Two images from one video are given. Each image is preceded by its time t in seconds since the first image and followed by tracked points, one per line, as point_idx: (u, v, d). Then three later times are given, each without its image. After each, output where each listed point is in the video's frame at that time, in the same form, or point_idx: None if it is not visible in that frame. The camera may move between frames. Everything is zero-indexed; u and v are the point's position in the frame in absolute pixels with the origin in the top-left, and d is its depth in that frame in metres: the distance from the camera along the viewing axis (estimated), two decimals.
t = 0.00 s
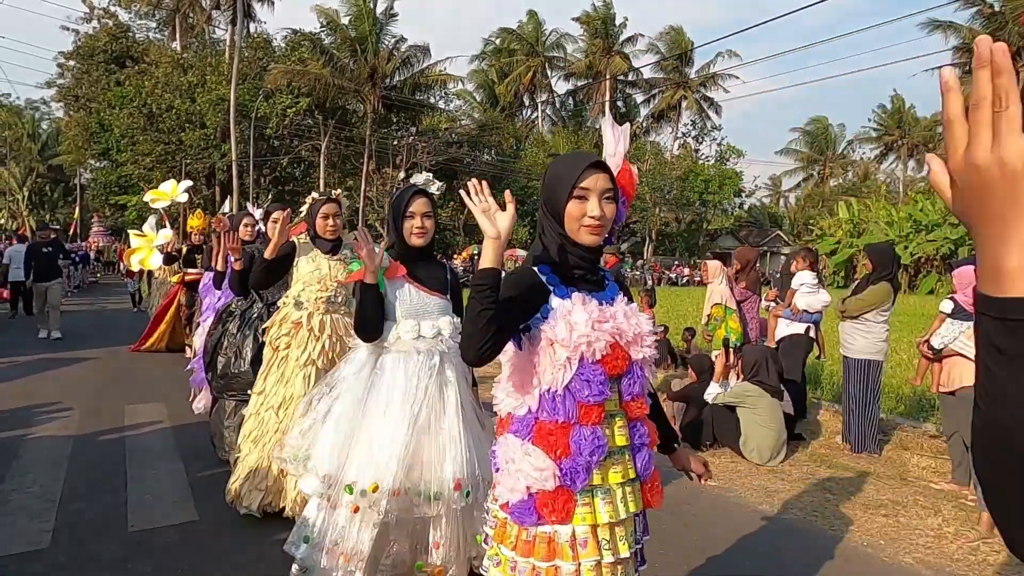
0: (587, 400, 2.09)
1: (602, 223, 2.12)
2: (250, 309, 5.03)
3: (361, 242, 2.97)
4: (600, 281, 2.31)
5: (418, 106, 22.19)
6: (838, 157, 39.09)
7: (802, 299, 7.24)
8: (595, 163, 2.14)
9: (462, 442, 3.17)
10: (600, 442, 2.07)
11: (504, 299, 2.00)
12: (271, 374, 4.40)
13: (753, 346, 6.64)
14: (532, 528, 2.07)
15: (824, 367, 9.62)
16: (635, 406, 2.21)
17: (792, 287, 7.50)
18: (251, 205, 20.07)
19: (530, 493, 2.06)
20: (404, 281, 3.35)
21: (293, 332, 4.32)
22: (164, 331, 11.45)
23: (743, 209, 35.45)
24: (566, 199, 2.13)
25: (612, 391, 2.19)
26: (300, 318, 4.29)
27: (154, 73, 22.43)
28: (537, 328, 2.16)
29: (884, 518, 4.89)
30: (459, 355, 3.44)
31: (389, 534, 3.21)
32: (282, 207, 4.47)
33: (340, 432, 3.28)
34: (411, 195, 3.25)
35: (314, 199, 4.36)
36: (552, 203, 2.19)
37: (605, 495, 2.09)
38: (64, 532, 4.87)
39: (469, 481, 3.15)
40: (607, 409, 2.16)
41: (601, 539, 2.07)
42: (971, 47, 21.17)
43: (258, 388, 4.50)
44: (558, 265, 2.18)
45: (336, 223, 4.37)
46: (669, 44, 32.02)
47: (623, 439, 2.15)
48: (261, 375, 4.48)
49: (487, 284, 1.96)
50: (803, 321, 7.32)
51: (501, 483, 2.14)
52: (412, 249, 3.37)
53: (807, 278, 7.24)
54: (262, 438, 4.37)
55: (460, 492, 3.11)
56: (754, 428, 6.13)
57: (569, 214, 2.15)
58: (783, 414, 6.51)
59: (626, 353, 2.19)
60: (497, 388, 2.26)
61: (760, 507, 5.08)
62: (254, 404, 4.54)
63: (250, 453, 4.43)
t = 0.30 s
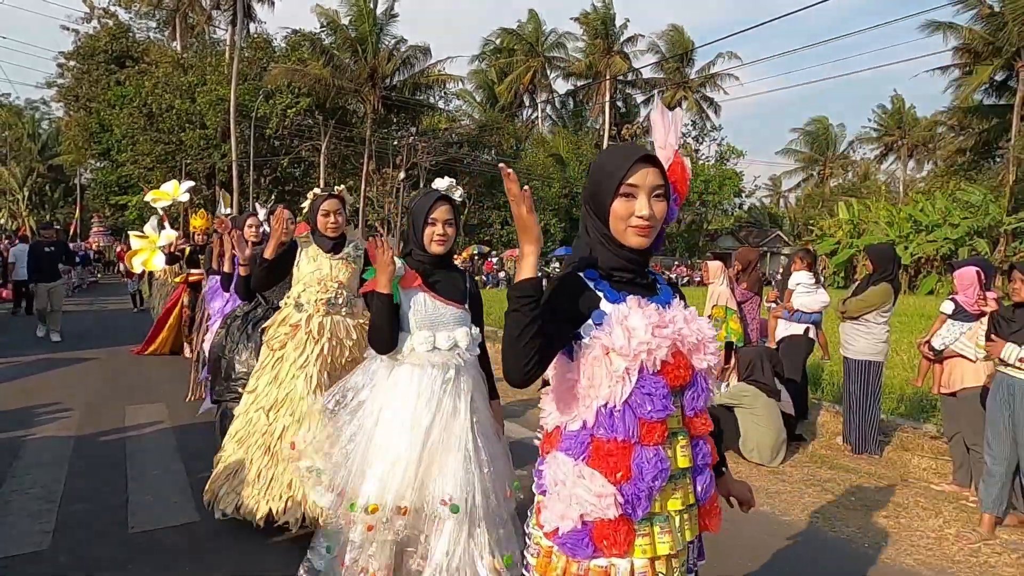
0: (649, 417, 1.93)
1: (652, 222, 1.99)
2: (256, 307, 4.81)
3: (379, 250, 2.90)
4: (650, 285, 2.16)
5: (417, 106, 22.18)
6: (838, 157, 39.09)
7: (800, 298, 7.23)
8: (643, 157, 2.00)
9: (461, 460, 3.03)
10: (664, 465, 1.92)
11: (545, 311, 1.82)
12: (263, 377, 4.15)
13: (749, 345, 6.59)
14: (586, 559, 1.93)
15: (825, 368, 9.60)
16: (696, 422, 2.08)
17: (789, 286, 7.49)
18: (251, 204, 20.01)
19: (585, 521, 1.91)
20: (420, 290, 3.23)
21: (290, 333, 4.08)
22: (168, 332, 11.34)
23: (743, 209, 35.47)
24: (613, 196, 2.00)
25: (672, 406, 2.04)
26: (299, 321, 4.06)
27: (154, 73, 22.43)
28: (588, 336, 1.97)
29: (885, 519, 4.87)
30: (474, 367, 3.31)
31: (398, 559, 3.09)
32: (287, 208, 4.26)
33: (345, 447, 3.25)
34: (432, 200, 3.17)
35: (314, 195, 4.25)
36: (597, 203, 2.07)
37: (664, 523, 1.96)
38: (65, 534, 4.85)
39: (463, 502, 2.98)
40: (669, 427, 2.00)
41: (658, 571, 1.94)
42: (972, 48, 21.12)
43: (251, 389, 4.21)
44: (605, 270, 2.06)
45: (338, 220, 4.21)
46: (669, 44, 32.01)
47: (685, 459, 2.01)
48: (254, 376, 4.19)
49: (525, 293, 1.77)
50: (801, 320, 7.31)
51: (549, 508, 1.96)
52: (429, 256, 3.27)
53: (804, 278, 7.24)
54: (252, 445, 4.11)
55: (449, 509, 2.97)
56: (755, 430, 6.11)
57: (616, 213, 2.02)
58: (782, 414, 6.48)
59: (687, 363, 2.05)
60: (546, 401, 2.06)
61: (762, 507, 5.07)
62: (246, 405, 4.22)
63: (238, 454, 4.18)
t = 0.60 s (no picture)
0: (683, 427, 1.78)
1: (698, 221, 1.82)
2: (257, 311, 4.63)
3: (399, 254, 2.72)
4: (687, 287, 2.02)
5: (418, 106, 22.19)
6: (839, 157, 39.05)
7: (798, 298, 7.21)
8: (688, 152, 1.82)
9: (482, 477, 2.89)
10: (702, 479, 1.76)
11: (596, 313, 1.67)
12: (270, 388, 4.01)
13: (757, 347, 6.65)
14: None
15: (826, 368, 9.55)
16: (743, 433, 1.87)
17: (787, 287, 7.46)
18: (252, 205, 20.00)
19: (621, 544, 1.76)
20: (449, 292, 3.03)
21: (295, 343, 3.95)
22: (173, 335, 11.23)
23: (744, 208, 35.46)
24: (654, 191, 1.83)
25: (713, 415, 1.86)
26: (306, 330, 3.92)
27: (156, 74, 22.44)
28: (621, 345, 1.84)
29: (886, 520, 4.82)
30: (508, 373, 3.12)
31: None
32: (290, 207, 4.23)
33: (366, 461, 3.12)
34: (463, 197, 2.93)
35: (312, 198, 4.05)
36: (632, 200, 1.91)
37: (715, 546, 1.77)
38: (65, 535, 4.82)
39: (482, 522, 2.88)
40: (708, 438, 1.83)
41: None
42: (973, 47, 21.10)
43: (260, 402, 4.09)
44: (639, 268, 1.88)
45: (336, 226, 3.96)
46: (669, 44, 31.99)
47: (731, 473, 1.82)
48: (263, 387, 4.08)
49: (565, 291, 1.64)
50: (799, 320, 7.24)
51: (584, 535, 1.83)
52: (461, 257, 3.06)
53: (801, 278, 7.23)
54: (261, 459, 3.98)
55: (464, 528, 2.87)
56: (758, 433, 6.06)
57: (656, 209, 1.84)
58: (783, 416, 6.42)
59: (727, 369, 1.89)
60: (566, 419, 1.93)
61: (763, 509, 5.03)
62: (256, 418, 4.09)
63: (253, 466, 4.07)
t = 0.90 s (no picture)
0: (737, 446, 1.70)
1: (746, 216, 1.71)
2: (259, 317, 4.52)
3: (429, 256, 2.59)
4: (735, 288, 1.93)
5: (419, 105, 22.17)
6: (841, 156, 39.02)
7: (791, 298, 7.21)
8: (742, 137, 1.72)
9: (521, 495, 2.73)
10: (756, 502, 1.68)
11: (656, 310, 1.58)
12: (286, 398, 3.79)
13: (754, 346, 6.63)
14: None
15: (827, 368, 9.53)
16: (796, 450, 1.81)
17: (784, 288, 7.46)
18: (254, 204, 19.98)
19: (668, 570, 1.67)
20: (478, 298, 2.91)
21: (308, 350, 3.76)
22: (175, 335, 11.20)
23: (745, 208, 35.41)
24: (703, 181, 1.72)
25: (765, 431, 1.79)
26: (323, 333, 3.72)
27: (156, 73, 22.43)
28: (667, 353, 1.74)
29: (887, 520, 4.80)
30: (541, 384, 2.96)
31: None
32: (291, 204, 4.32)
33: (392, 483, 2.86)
34: (494, 196, 2.82)
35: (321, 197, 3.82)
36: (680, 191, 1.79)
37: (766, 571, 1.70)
38: (65, 535, 4.80)
39: (521, 542, 2.73)
40: (760, 456, 1.76)
41: None
42: (974, 46, 21.07)
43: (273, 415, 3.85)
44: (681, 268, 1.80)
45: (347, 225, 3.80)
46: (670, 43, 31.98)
47: (784, 493, 1.76)
48: (275, 398, 3.84)
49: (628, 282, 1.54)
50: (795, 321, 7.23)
51: (626, 559, 1.74)
52: (493, 260, 2.94)
53: (797, 279, 7.25)
54: (286, 475, 3.75)
55: (504, 551, 2.70)
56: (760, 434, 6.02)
57: (704, 201, 1.74)
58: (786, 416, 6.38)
59: (782, 383, 1.80)
60: (603, 430, 1.83)
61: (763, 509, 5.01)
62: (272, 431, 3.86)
63: (274, 484, 3.81)
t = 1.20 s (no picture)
0: (843, 478, 1.50)
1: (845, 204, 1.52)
2: (257, 313, 4.32)
3: (447, 252, 2.54)
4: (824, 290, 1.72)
5: (420, 105, 22.14)
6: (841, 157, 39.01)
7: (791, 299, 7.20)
8: (840, 117, 1.53)
9: (545, 500, 2.62)
10: (862, 544, 1.49)
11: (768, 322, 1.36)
12: (304, 402, 3.56)
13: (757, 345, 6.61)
14: None
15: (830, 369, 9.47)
16: (904, 477, 1.59)
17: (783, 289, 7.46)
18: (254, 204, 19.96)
19: None
20: (500, 296, 2.85)
21: (327, 350, 3.57)
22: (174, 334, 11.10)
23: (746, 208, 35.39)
24: (798, 165, 1.52)
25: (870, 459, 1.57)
26: (340, 332, 3.58)
27: (157, 73, 22.43)
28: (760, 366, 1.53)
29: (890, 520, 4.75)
30: (565, 390, 2.88)
31: None
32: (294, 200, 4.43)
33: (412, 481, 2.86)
34: (514, 187, 2.77)
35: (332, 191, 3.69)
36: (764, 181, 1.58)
37: None
38: (65, 536, 4.76)
39: (550, 550, 2.58)
40: (867, 488, 1.55)
41: None
42: (975, 47, 21.03)
43: (287, 422, 3.58)
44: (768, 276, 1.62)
45: (361, 218, 3.66)
46: (671, 44, 31.98)
47: (891, 529, 1.55)
48: (289, 404, 3.59)
49: (743, 284, 1.34)
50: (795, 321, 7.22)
51: None
52: (517, 257, 2.88)
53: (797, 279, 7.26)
54: (303, 485, 3.48)
55: (531, 555, 2.56)
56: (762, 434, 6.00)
57: (798, 186, 1.53)
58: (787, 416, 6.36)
59: (891, 401, 1.58)
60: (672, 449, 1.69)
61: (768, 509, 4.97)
62: (287, 438, 3.57)
63: (281, 497, 3.51)
